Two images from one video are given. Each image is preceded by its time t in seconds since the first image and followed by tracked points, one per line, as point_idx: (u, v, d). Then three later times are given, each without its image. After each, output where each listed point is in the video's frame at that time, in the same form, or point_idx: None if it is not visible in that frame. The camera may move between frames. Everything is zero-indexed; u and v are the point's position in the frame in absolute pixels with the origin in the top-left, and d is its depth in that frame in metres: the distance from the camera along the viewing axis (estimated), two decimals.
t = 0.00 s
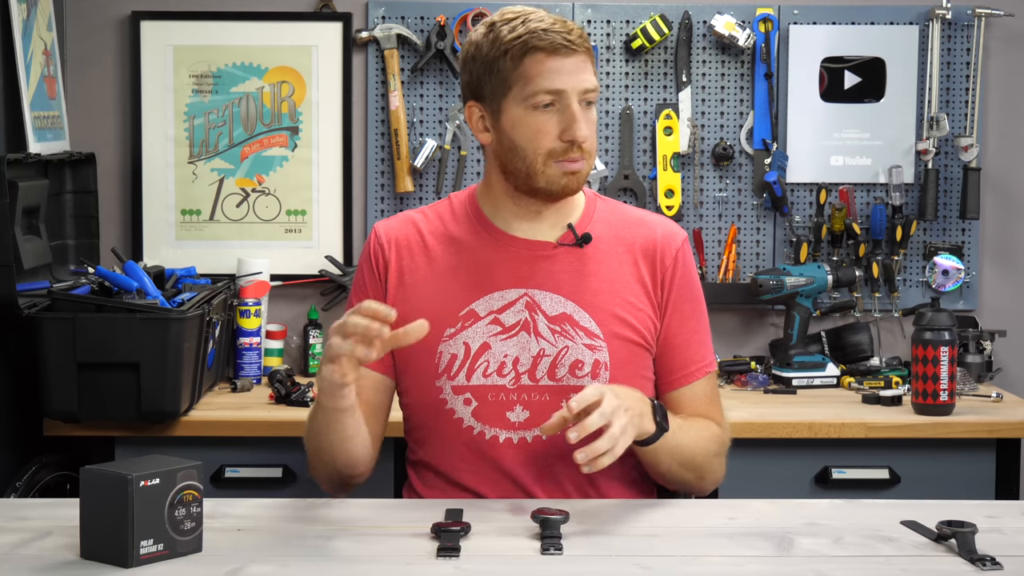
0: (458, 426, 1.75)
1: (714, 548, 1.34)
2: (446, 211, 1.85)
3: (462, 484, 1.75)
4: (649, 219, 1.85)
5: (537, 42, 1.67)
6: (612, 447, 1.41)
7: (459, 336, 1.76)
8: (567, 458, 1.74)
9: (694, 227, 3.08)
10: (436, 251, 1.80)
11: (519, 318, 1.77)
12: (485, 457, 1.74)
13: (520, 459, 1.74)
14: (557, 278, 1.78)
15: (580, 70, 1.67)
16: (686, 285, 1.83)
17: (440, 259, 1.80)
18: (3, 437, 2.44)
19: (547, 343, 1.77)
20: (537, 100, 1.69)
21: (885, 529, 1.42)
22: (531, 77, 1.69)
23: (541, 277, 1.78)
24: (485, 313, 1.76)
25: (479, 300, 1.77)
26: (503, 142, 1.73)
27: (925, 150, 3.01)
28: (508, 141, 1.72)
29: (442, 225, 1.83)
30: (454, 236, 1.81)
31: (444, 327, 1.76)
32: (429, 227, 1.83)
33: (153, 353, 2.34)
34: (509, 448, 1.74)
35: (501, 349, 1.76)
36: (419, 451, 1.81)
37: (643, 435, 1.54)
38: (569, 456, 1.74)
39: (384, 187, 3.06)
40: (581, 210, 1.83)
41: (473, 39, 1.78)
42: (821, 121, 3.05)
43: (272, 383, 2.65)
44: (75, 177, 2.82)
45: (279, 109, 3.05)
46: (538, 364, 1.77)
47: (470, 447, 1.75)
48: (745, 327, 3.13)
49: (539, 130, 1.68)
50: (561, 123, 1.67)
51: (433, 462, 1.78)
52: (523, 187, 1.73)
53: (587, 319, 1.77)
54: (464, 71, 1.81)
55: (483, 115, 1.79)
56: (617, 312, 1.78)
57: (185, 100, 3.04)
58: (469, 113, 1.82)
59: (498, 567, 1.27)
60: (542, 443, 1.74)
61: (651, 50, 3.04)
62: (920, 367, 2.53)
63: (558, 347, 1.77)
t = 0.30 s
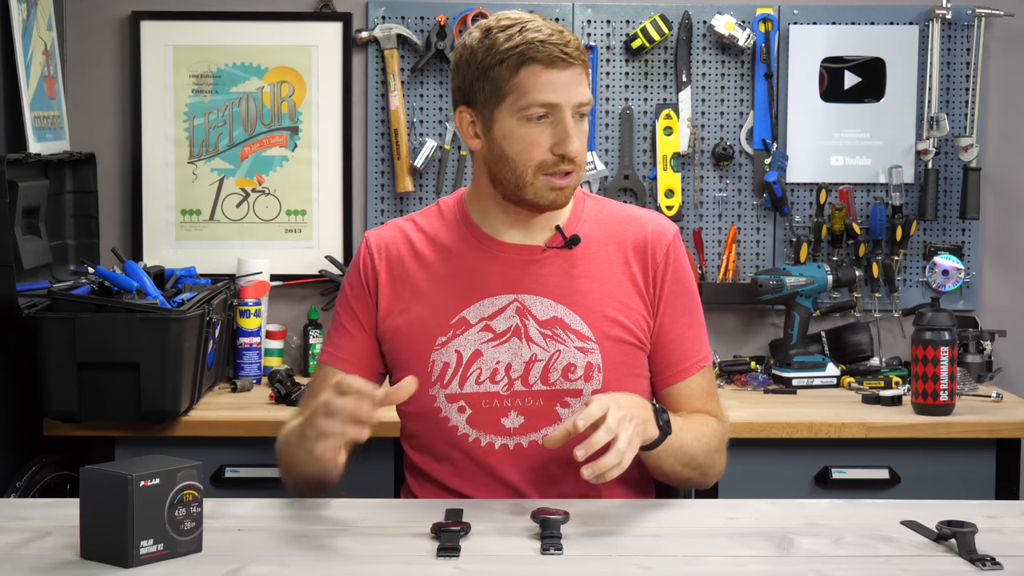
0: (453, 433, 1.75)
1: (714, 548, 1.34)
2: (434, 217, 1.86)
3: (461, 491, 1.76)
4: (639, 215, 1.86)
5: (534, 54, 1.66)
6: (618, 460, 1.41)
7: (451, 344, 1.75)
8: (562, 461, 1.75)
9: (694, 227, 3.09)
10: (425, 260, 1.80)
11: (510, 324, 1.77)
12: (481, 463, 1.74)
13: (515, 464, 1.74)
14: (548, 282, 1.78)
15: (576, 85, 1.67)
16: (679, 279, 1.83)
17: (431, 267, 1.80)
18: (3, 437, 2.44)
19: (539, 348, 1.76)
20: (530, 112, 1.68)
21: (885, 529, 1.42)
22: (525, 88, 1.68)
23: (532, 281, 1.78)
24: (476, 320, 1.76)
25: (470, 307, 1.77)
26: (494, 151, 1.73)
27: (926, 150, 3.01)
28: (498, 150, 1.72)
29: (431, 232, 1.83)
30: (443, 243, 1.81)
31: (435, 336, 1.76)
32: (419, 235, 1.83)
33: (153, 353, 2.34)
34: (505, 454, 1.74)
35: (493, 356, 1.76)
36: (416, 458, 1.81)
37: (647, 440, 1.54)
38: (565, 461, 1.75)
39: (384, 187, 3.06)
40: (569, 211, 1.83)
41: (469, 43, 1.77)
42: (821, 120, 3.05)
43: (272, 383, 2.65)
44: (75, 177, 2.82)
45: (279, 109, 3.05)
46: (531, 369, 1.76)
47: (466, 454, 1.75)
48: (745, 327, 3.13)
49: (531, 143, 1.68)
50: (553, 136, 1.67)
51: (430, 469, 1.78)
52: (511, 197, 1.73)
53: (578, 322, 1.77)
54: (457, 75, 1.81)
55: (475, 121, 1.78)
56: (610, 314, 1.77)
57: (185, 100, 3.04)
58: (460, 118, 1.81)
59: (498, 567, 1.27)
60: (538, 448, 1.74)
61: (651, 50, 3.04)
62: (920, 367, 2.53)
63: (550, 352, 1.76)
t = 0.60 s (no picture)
0: (458, 436, 1.75)
1: (714, 548, 1.34)
2: (431, 221, 1.85)
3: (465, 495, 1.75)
4: (633, 215, 1.86)
5: (541, 41, 1.67)
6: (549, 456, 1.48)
7: (454, 348, 1.75)
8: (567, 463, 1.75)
9: (694, 227, 3.09)
10: (426, 263, 1.80)
11: (514, 325, 1.76)
12: (486, 466, 1.74)
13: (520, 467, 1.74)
14: (550, 284, 1.78)
15: (580, 75, 1.68)
16: (676, 277, 1.83)
17: (432, 270, 1.79)
18: (3, 437, 2.44)
19: (542, 349, 1.76)
20: (534, 98, 1.69)
21: (885, 529, 1.42)
22: (530, 74, 1.68)
23: (533, 283, 1.78)
24: (479, 323, 1.76)
25: (473, 309, 1.76)
26: (495, 137, 1.73)
27: (926, 150, 3.01)
28: (501, 136, 1.72)
29: (429, 236, 1.82)
30: (443, 246, 1.80)
31: (438, 339, 1.75)
32: (417, 239, 1.83)
33: (153, 353, 2.34)
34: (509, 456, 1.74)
35: (497, 358, 1.76)
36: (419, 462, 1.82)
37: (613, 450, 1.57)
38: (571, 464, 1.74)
39: (384, 187, 3.06)
40: (568, 211, 1.82)
41: (474, 31, 1.77)
42: (821, 120, 3.05)
43: (272, 383, 2.65)
44: (75, 178, 2.82)
45: (279, 109, 3.05)
46: (534, 370, 1.76)
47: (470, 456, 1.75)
48: (745, 327, 3.13)
49: (534, 129, 1.68)
50: (556, 123, 1.67)
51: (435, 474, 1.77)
52: (511, 184, 1.72)
53: (581, 323, 1.77)
54: (461, 64, 1.81)
55: (477, 108, 1.78)
56: (613, 315, 1.77)
57: (185, 100, 3.04)
58: (463, 105, 1.81)
59: (498, 567, 1.27)
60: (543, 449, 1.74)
61: (651, 50, 3.04)
62: (920, 367, 2.53)
63: (553, 353, 1.76)
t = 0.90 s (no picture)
0: (457, 427, 1.75)
1: (714, 548, 1.34)
2: (432, 216, 1.86)
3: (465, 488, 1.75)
4: (637, 211, 1.86)
5: (533, 36, 1.67)
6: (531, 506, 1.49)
7: (453, 338, 1.75)
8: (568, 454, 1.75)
9: (694, 227, 3.09)
10: (426, 256, 1.80)
11: (513, 317, 1.76)
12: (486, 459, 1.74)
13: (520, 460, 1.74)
14: (550, 276, 1.78)
15: (575, 67, 1.68)
16: (678, 273, 1.83)
17: (432, 262, 1.79)
18: (3, 437, 2.44)
19: (542, 340, 1.75)
20: (530, 93, 1.68)
21: (885, 529, 1.42)
22: (525, 69, 1.68)
23: (533, 275, 1.78)
24: (478, 314, 1.76)
25: (472, 301, 1.76)
26: (494, 134, 1.73)
27: (926, 150, 3.01)
28: (499, 134, 1.72)
29: (431, 229, 1.83)
30: (444, 239, 1.81)
31: (437, 329, 1.75)
32: (419, 232, 1.83)
33: (153, 353, 2.34)
34: (509, 447, 1.74)
35: (497, 348, 1.75)
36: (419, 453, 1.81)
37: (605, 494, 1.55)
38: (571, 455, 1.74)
39: (384, 187, 3.06)
40: (569, 207, 1.83)
41: (468, 35, 1.78)
42: (821, 120, 3.05)
43: (272, 383, 2.65)
44: (75, 177, 2.82)
45: (279, 109, 3.05)
46: (534, 361, 1.75)
47: (469, 448, 1.75)
48: (745, 327, 3.13)
49: (532, 124, 1.68)
50: (553, 117, 1.67)
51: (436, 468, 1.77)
52: (510, 182, 1.72)
53: (581, 314, 1.76)
54: (458, 66, 1.81)
55: (475, 108, 1.78)
56: (613, 306, 1.77)
57: (185, 100, 3.04)
58: (461, 106, 1.81)
59: (498, 567, 1.27)
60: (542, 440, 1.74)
61: (651, 50, 3.04)
62: (920, 367, 2.53)
63: (553, 344, 1.75)
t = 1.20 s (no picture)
0: (457, 426, 1.75)
1: (714, 548, 1.34)
2: (437, 215, 1.86)
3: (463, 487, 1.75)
4: (642, 213, 1.86)
5: (539, 39, 1.67)
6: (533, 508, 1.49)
7: (454, 337, 1.75)
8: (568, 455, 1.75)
9: (694, 227, 3.09)
10: (430, 255, 1.80)
11: (515, 316, 1.76)
12: (486, 458, 1.74)
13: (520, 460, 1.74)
14: (552, 276, 1.78)
15: (579, 71, 1.67)
16: (681, 277, 1.83)
17: (435, 261, 1.79)
18: (3, 437, 2.44)
19: (543, 341, 1.75)
20: (533, 97, 1.68)
21: (885, 529, 1.42)
22: (530, 72, 1.68)
23: (536, 275, 1.78)
24: (480, 313, 1.76)
25: (474, 300, 1.76)
26: (497, 135, 1.73)
27: (926, 150, 3.01)
28: (501, 135, 1.72)
29: (436, 228, 1.83)
30: (448, 238, 1.81)
31: (439, 328, 1.75)
32: (424, 230, 1.83)
33: (152, 353, 2.34)
34: (508, 447, 1.74)
35: (498, 348, 1.75)
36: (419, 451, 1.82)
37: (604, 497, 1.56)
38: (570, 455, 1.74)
39: (384, 187, 3.06)
40: (573, 207, 1.82)
41: (474, 32, 1.77)
42: (821, 120, 3.05)
43: (272, 383, 2.65)
44: (75, 177, 2.82)
45: (279, 109, 3.05)
46: (535, 361, 1.75)
47: (469, 447, 1.75)
48: (745, 327, 3.13)
49: (534, 127, 1.68)
50: (556, 121, 1.67)
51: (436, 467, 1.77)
52: (513, 182, 1.72)
53: (583, 315, 1.76)
54: (462, 64, 1.81)
55: (478, 108, 1.78)
56: (614, 307, 1.77)
57: (185, 100, 3.04)
58: (464, 105, 1.81)
59: (498, 567, 1.27)
60: (542, 439, 1.74)
61: (651, 50, 3.04)
62: (920, 367, 2.53)
63: (554, 344, 1.75)
